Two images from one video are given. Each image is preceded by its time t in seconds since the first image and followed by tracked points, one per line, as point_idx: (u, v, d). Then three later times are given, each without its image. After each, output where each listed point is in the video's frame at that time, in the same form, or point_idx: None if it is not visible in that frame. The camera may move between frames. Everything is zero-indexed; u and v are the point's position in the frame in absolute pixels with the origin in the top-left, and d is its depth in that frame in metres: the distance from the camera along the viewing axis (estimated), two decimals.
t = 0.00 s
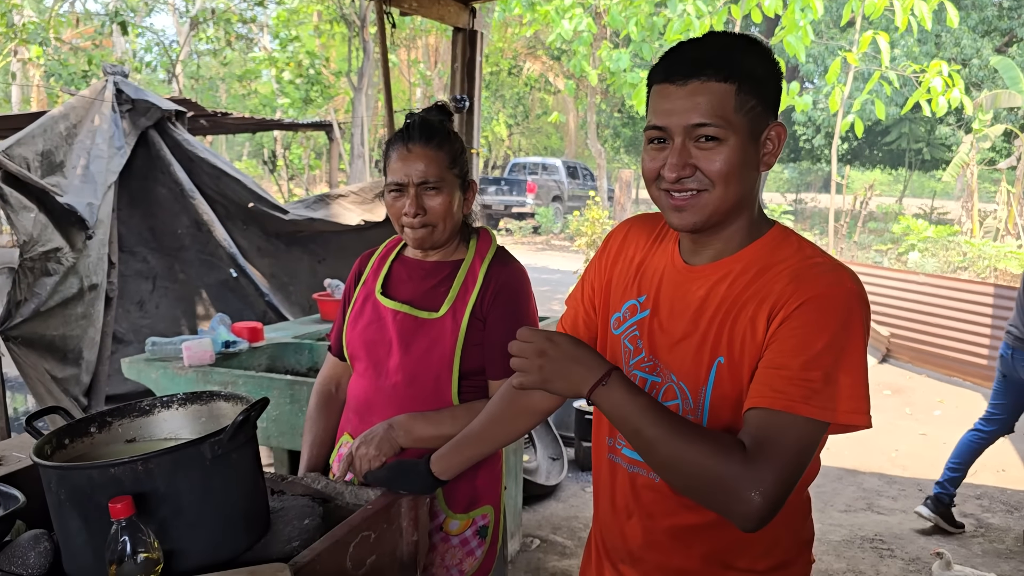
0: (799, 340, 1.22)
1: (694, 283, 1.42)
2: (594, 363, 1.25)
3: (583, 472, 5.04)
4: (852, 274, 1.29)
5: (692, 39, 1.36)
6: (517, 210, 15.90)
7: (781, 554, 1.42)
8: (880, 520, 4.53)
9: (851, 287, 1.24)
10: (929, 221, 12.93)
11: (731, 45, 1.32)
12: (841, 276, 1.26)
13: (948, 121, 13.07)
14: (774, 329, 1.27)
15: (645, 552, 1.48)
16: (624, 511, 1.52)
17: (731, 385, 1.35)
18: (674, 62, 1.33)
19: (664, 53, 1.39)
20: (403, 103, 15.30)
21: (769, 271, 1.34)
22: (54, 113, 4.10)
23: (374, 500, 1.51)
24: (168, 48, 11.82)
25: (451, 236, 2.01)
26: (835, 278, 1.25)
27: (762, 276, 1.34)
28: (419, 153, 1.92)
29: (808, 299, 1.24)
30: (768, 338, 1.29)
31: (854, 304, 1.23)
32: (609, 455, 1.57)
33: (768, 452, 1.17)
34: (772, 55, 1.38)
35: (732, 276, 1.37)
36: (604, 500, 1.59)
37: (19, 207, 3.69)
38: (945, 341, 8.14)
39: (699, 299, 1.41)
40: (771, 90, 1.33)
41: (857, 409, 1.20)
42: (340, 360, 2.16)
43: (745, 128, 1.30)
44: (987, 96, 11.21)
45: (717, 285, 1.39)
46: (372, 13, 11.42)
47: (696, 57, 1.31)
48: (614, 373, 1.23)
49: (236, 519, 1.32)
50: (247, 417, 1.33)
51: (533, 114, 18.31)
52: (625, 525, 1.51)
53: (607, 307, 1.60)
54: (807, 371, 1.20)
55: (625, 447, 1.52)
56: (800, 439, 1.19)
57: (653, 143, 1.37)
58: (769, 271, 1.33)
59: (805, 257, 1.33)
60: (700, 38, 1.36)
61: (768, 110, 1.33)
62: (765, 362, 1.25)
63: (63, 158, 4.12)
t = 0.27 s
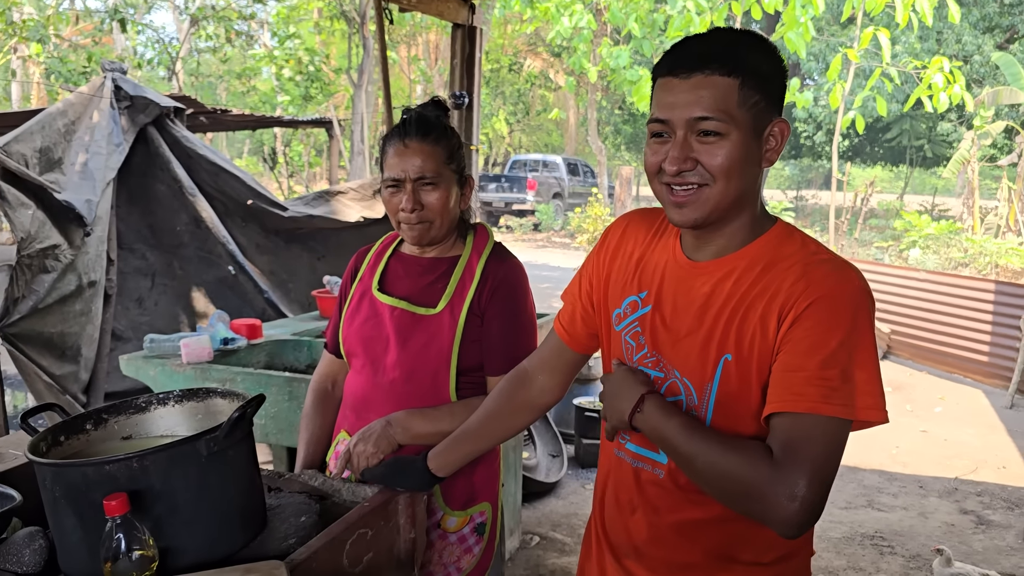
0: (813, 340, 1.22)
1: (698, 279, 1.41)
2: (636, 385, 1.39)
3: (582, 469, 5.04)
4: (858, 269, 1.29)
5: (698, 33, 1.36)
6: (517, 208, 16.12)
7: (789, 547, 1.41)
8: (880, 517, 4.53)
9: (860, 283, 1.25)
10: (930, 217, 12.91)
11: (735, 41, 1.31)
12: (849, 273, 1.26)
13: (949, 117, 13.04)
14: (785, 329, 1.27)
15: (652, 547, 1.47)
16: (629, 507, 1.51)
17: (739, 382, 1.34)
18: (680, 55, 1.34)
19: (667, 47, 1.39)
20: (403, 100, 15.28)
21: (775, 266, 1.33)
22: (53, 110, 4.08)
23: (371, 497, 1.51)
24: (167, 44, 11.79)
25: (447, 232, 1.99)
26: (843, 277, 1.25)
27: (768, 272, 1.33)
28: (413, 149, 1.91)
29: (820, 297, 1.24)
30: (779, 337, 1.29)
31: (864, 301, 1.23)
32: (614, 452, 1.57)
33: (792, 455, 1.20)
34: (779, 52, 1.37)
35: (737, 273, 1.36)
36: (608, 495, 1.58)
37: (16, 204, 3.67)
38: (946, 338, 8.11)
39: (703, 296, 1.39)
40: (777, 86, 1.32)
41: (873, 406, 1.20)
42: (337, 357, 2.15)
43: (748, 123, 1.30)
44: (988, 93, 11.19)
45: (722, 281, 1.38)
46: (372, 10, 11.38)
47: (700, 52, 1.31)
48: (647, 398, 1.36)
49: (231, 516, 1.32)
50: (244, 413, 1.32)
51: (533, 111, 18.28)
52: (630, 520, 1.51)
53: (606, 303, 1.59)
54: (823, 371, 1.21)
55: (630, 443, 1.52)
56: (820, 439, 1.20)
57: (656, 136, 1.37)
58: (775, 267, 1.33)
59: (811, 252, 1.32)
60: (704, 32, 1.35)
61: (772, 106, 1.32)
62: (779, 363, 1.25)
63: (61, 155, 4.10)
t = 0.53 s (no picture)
0: (824, 339, 1.23)
1: (705, 277, 1.40)
2: (648, 379, 1.36)
3: (584, 468, 5.03)
4: (866, 267, 1.29)
5: (706, 31, 1.37)
6: (519, 206, 16.15)
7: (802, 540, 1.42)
8: (883, 516, 4.52)
9: (868, 281, 1.25)
10: (933, 215, 12.88)
11: (744, 38, 1.31)
12: (858, 271, 1.26)
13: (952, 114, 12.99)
14: (796, 328, 1.27)
15: (670, 543, 1.46)
16: (643, 504, 1.50)
17: (749, 381, 1.34)
18: (690, 51, 1.34)
19: (675, 45, 1.39)
20: (405, 98, 15.27)
21: (784, 264, 1.32)
22: (53, 108, 4.07)
23: (371, 497, 1.50)
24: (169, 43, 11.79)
25: (446, 232, 1.98)
26: (853, 275, 1.25)
27: (776, 270, 1.32)
28: (412, 147, 1.90)
29: (830, 296, 1.24)
30: (790, 336, 1.29)
31: (874, 299, 1.24)
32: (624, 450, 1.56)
33: (812, 453, 1.20)
34: (788, 52, 1.37)
35: (745, 271, 1.36)
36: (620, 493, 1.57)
37: (17, 203, 3.67)
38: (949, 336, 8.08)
39: (711, 295, 1.39)
40: (785, 85, 1.33)
41: (887, 403, 1.21)
42: (336, 357, 2.14)
43: (755, 121, 1.30)
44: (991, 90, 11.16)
45: (731, 279, 1.37)
46: (374, 8, 11.35)
47: (708, 50, 1.32)
48: (664, 390, 1.33)
49: (230, 517, 1.31)
50: (243, 413, 1.31)
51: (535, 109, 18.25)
52: (646, 517, 1.49)
53: (610, 302, 1.58)
54: (836, 370, 1.21)
55: (642, 441, 1.51)
56: (837, 437, 1.20)
57: (662, 132, 1.37)
58: (783, 265, 1.32)
59: (819, 249, 1.32)
60: (712, 30, 1.35)
61: (780, 105, 1.32)
62: (792, 362, 1.25)
63: (63, 153, 4.09)
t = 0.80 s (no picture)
0: (836, 336, 1.24)
1: (711, 274, 1.40)
2: (670, 357, 1.34)
3: (585, 467, 5.03)
4: (871, 263, 1.31)
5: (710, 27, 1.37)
6: (519, 205, 16.21)
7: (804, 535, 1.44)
8: (883, 514, 4.51)
9: (876, 277, 1.26)
10: (934, 212, 12.87)
11: (748, 33, 1.31)
12: (866, 267, 1.27)
13: (953, 112, 12.98)
14: (807, 324, 1.28)
15: (678, 543, 1.45)
16: (648, 506, 1.50)
17: (759, 377, 1.34)
18: (696, 45, 1.34)
19: (678, 40, 1.39)
20: (405, 96, 15.26)
21: (791, 261, 1.33)
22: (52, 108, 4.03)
23: (371, 497, 1.50)
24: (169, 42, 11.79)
25: (444, 232, 1.97)
26: (862, 271, 1.26)
27: (785, 267, 1.33)
28: (410, 146, 1.88)
29: (841, 292, 1.25)
30: (801, 332, 1.29)
31: (882, 294, 1.25)
32: (628, 450, 1.55)
33: (830, 449, 1.21)
34: (792, 50, 1.38)
35: (753, 268, 1.36)
36: (625, 492, 1.56)
37: (19, 202, 3.62)
38: (951, 334, 8.07)
39: (718, 291, 1.38)
40: (788, 80, 1.33)
41: (899, 396, 1.22)
42: (335, 356, 2.14)
43: (758, 115, 1.30)
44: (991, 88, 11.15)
45: (737, 276, 1.37)
46: (374, 6, 11.34)
47: (712, 43, 1.31)
48: (683, 374, 1.31)
49: (228, 517, 1.31)
50: (241, 414, 1.31)
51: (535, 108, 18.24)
52: (654, 518, 1.48)
53: (612, 301, 1.57)
54: (850, 366, 1.22)
55: (647, 440, 1.50)
56: (853, 433, 1.22)
57: (666, 127, 1.37)
58: (790, 262, 1.33)
59: (825, 245, 1.33)
60: (715, 26, 1.35)
61: (784, 101, 1.32)
62: (804, 360, 1.26)
63: (64, 152, 4.04)
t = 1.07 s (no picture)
0: (839, 332, 1.25)
1: (711, 270, 1.40)
2: (668, 364, 1.34)
3: (586, 466, 5.02)
4: (870, 257, 1.32)
5: (712, 22, 1.37)
6: (521, 203, 16.20)
7: (806, 531, 1.44)
8: (886, 513, 4.50)
9: (876, 270, 1.28)
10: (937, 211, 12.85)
11: (750, 30, 1.31)
12: (866, 261, 1.29)
13: (956, 110, 12.95)
14: (809, 320, 1.29)
15: (679, 540, 1.46)
16: (649, 502, 1.50)
17: (762, 371, 1.35)
18: (698, 39, 1.34)
19: (680, 35, 1.38)
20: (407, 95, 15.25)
21: (791, 255, 1.34)
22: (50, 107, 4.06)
23: (369, 497, 1.49)
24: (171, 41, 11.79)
25: (443, 230, 1.96)
26: (862, 266, 1.28)
27: (785, 262, 1.34)
28: (409, 147, 1.87)
29: (842, 288, 1.27)
30: (803, 327, 1.31)
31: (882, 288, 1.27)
32: (630, 446, 1.55)
33: (834, 445, 1.24)
34: (794, 46, 1.38)
35: (754, 264, 1.36)
36: (627, 489, 1.57)
37: (14, 201, 3.65)
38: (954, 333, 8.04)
39: (719, 288, 1.39)
40: (788, 77, 1.33)
41: (900, 389, 1.25)
42: (335, 352, 2.13)
43: (759, 110, 1.30)
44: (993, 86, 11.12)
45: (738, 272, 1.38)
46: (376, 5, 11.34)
47: (715, 38, 1.31)
48: (684, 380, 1.32)
49: (226, 518, 1.30)
50: (239, 414, 1.30)
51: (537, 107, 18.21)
52: (654, 515, 1.50)
53: (612, 297, 1.57)
54: (853, 360, 1.24)
55: (648, 437, 1.50)
56: (857, 427, 1.24)
57: (666, 121, 1.37)
58: (790, 257, 1.34)
59: (824, 240, 1.34)
60: (718, 21, 1.35)
61: (786, 96, 1.32)
62: (807, 356, 1.28)
63: (61, 151, 4.07)
